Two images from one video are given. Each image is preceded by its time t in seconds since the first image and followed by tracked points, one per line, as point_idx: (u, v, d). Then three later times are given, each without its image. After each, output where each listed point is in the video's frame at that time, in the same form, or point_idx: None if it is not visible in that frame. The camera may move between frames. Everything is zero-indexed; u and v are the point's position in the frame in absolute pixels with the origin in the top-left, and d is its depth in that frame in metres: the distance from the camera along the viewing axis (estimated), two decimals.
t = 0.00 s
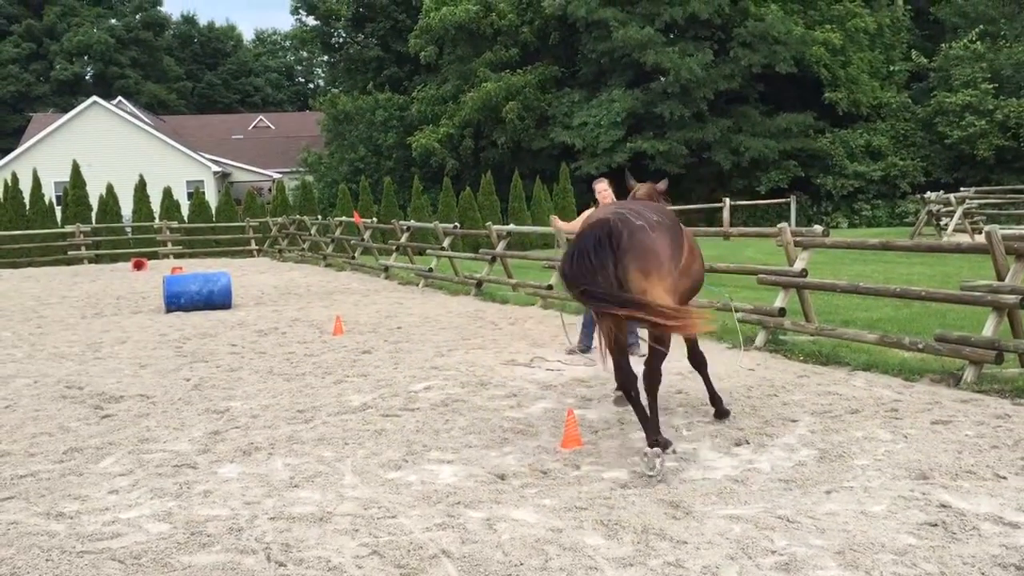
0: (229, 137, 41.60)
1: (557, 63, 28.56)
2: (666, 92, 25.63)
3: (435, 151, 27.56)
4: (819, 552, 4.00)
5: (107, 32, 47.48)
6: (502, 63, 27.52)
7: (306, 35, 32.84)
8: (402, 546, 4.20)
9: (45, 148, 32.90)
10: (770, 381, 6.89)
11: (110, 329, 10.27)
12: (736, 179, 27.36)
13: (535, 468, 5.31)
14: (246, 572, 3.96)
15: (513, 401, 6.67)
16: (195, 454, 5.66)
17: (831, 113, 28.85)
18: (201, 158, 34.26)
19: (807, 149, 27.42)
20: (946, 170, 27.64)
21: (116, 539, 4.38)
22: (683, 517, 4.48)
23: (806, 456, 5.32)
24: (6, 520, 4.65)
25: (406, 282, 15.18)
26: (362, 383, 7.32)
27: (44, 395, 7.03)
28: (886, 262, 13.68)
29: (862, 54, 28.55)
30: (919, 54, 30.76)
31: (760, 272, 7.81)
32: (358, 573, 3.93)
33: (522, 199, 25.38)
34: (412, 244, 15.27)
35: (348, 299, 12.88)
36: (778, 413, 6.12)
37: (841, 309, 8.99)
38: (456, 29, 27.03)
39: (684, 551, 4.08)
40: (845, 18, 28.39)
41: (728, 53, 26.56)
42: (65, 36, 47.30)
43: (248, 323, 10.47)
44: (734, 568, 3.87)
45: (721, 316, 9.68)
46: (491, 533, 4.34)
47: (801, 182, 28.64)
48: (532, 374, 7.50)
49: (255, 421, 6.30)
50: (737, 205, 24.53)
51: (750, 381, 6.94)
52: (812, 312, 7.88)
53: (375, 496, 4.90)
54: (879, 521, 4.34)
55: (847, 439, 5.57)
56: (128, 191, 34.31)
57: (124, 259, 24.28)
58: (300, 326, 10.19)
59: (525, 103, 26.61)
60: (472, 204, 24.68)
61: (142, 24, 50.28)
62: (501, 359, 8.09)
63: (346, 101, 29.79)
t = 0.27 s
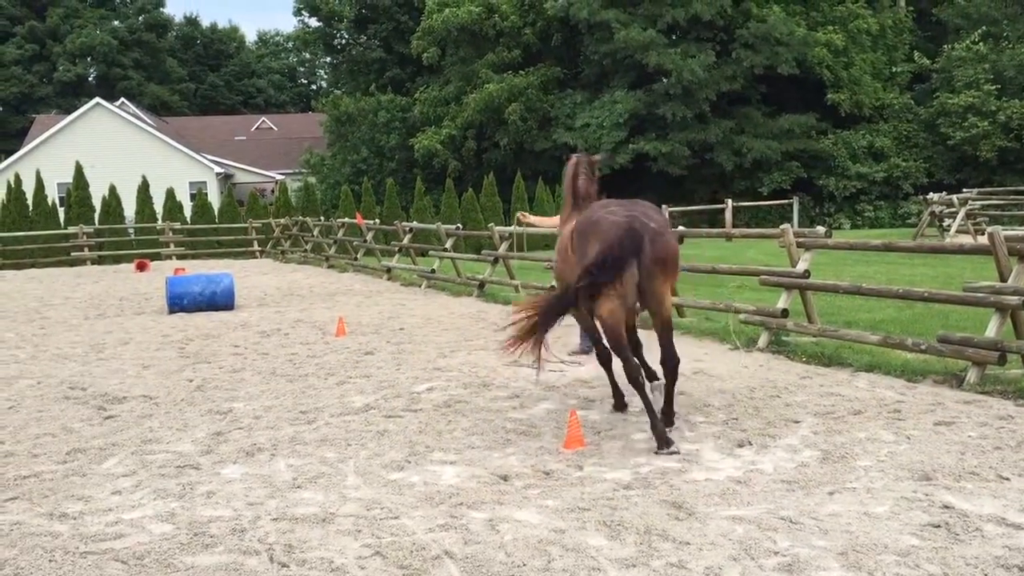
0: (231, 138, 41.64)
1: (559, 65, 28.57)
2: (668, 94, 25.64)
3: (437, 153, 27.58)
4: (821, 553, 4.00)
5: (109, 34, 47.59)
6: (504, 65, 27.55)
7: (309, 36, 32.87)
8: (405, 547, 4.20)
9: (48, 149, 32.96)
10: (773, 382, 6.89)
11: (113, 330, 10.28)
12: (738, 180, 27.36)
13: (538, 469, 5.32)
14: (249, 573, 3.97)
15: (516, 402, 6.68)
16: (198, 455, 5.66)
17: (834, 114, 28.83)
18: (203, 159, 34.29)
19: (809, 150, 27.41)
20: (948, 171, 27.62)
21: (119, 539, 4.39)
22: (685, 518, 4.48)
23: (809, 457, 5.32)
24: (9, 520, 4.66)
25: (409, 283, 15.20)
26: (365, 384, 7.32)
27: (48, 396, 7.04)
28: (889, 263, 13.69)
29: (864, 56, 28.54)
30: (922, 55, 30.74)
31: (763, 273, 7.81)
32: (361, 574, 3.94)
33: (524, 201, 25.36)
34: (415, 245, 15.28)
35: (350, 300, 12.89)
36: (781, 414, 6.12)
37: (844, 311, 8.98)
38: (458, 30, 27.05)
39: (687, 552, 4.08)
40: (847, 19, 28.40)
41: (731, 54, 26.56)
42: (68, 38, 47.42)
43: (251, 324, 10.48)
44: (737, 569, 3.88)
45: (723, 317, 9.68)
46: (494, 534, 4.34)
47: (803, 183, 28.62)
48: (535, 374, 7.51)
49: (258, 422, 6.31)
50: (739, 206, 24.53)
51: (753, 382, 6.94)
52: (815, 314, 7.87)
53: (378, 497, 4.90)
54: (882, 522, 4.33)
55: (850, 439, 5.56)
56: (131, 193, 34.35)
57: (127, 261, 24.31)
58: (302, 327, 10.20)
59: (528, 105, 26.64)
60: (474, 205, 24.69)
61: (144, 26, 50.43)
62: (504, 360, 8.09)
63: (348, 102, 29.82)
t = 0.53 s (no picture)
0: (232, 139, 41.67)
1: (560, 66, 28.57)
2: (669, 95, 25.64)
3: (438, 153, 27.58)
4: (823, 554, 4.00)
5: (111, 35, 47.65)
6: (506, 66, 27.56)
7: (310, 37, 32.88)
8: (406, 548, 4.20)
9: (49, 150, 32.98)
10: (774, 383, 6.89)
11: (115, 331, 10.28)
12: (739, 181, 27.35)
13: (540, 469, 5.32)
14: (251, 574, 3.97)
15: (517, 402, 6.68)
16: (200, 456, 5.66)
17: (835, 115, 28.82)
18: (204, 160, 34.31)
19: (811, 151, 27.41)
20: (950, 172, 27.61)
21: (121, 540, 4.39)
22: (687, 519, 4.48)
23: (811, 458, 5.32)
24: (11, 521, 4.66)
25: (410, 283, 15.22)
26: (367, 385, 7.33)
27: (50, 396, 7.05)
28: (889, 264, 13.71)
29: (865, 56, 28.52)
30: (923, 55, 30.72)
31: (764, 274, 7.81)
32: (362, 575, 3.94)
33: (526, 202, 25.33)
34: (416, 245, 15.30)
35: (352, 301, 12.90)
36: (782, 415, 6.12)
37: (845, 312, 8.98)
38: (460, 31, 27.07)
39: (688, 553, 4.07)
40: (849, 20, 28.39)
41: (732, 55, 26.56)
42: (70, 39, 47.48)
43: (253, 324, 10.49)
44: (738, 570, 3.88)
45: (724, 318, 9.68)
46: (496, 534, 4.34)
47: (804, 184, 28.61)
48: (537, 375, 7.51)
49: (260, 422, 6.31)
50: (740, 207, 24.53)
51: (754, 383, 6.94)
52: (816, 315, 7.87)
53: (379, 498, 4.90)
54: (884, 523, 4.33)
55: (851, 440, 5.56)
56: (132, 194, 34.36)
57: (129, 262, 24.32)
58: (304, 327, 10.22)
59: (529, 106, 26.65)
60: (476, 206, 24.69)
61: (146, 27, 50.52)
62: (505, 361, 8.10)
63: (350, 103, 29.84)
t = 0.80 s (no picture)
0: (235, 139, 41.69)
1: (563, 66, 28.58)
2: (672, 95, 25.63)
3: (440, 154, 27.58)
4: (825, 555, 3.99)
5: (113, 35, 47.71)
6: (508, 66, 27.57)
7: (312, 37, 32.89)
8: (408, 548, 4.20)
9: (52, 151, 33.01)
10: (777, 383, 6.89)
11: (118, 331, 10.29)
12: (742, 181, 27.33)
13: (541, 470, 5.33)
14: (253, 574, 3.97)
15: (519, 403, 6.68)
16: (202, 457, 5.67)
17: (838, 116, 28.80)
18: (207, 160, 34.33)
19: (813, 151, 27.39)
20: (952, 173, 27.58)
21: (123, 540, 4.40)
22: (689, 520, 4.48)
23: (813, 459, 5.31)
24: (14, 521, 4.66)
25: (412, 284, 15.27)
26: (369, 385, 7.33)
27: (52, 397, 7.05)
28: (891, 265, 13.72)
29: (868, 57, 28.51)
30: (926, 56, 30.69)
31: (767, 274, 7.81)
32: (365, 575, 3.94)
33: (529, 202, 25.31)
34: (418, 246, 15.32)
35: (355, 301, 12.91)
36: (785, 416, 6.12)
37: (847, 312, 8.98)
38: (462, 32, 27.07)
39: (690, 553, 4.07)
40: (851, 21, 28.38)
41: (735, 56, 26.54)
42: (72, 39, 47.54)
43: (255, 325, 10.50)
44: (741, 571, 3.88)
45: (726, 318, 9.68)
46: (498, 535, 4.34)
47: (806, 185, 28.59)
48: (539, 376, 7.52)
49: (263, 423, 6.32)
50: (742, 208, 24.52)
51: (757, 383, 6.94)
52: (819, 315, 7.86)
53: (381, 498, 4.90)
54: (886, 524, 4.33)
55: (854, 441, 5.56)
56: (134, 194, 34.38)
57: (131, 262, 24.31)
58: (306, 327, 10.23)
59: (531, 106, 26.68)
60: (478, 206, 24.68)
61: (149, 27, 50.59)
62: (508, 361, 8.10)
63: (352, 103, 29.85)
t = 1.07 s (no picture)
0: (239, 139, 41.72)
1: (567, 66, 28.57)
2: (676, 95, 25.61)
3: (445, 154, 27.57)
4: (830, 555, 3.99)
5: (118, 35, 47.80)
6: (512, 66, 27.56)
7: (317, 37, 32.89)
8: (412, 547, 4.21)
9: (56, 150, 33.09)
10: (782, 384, 6.88)
11: (123, 330, 10.30)
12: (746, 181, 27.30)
13: (545, 469, 5.33)
14: (257, 572, 3.98)
15: (523, 402, 6.69)
16: (206, 456, 5.67)
17: (842, 116, 28.76)
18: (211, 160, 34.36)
19: (818, 151, 27.36)
20: (958, 173, 27.52)
21: (128, 539, 4.40)
22: (693, 520, 4.47)
23: (818, 459, 5.30)
24: (19, 519, 4.67)
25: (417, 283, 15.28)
26: (374, 384, 7.35)
27: (57, 395, 7.06)
28: (895, 265, 13.73)
29: (872, 57, 28.46)
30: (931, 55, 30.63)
31: (771, 274, 7.81)
32: (369, 574, 3.94)
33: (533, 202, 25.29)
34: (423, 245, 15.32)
35: (360, 301, 12.91)
36: (790, 416, 6.10)
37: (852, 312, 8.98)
38: (466, 32, 27.08)
39: (694, 554, 4.07)
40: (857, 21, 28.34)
41: (739, 56, 26.51)
42: (77, 39, 47.62)
43: (260, 324, 10.52)
44: (745, 570, 3.88)
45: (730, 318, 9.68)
46: (502, 535, 4.34)
47: (811, 185, 28.54)
48: (543, 375, 7.52)
49: (267, 422, 6.32)
50: (746, 208, 24.50)
51: (761, 383, 6.93)
52: (823, 315, 7.86)
53: (386, 498, 4.90)
54: (891, 524, 4.32)
55: (859, 441, 5.55)
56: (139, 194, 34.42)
57: (136, 262, 24.33)
58: (310, 327, 10.25)
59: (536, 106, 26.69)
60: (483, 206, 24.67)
61: (153, 26, 50.69)
62: (512, 361, 8.11)
63: (357, 103, 29.87)
